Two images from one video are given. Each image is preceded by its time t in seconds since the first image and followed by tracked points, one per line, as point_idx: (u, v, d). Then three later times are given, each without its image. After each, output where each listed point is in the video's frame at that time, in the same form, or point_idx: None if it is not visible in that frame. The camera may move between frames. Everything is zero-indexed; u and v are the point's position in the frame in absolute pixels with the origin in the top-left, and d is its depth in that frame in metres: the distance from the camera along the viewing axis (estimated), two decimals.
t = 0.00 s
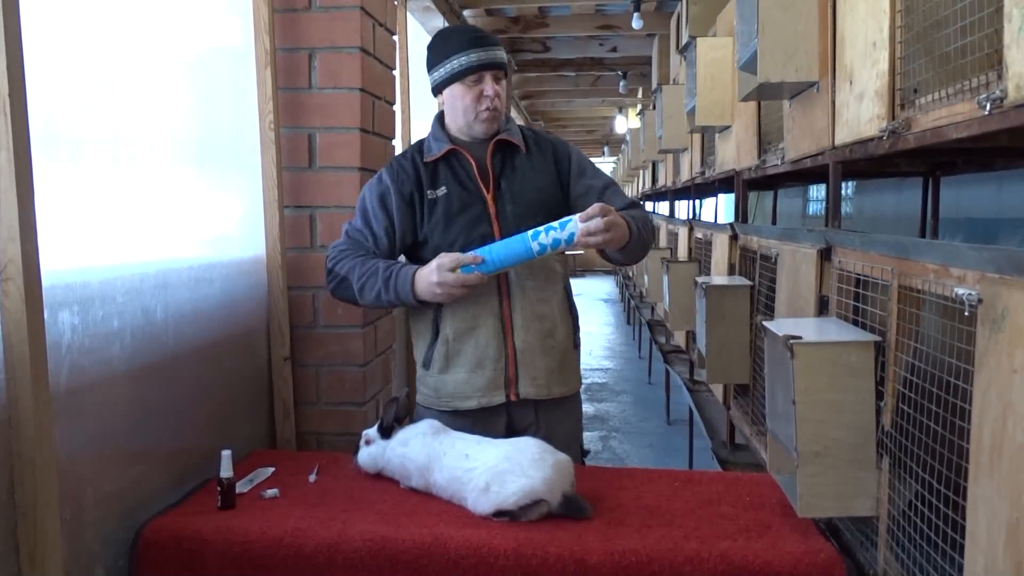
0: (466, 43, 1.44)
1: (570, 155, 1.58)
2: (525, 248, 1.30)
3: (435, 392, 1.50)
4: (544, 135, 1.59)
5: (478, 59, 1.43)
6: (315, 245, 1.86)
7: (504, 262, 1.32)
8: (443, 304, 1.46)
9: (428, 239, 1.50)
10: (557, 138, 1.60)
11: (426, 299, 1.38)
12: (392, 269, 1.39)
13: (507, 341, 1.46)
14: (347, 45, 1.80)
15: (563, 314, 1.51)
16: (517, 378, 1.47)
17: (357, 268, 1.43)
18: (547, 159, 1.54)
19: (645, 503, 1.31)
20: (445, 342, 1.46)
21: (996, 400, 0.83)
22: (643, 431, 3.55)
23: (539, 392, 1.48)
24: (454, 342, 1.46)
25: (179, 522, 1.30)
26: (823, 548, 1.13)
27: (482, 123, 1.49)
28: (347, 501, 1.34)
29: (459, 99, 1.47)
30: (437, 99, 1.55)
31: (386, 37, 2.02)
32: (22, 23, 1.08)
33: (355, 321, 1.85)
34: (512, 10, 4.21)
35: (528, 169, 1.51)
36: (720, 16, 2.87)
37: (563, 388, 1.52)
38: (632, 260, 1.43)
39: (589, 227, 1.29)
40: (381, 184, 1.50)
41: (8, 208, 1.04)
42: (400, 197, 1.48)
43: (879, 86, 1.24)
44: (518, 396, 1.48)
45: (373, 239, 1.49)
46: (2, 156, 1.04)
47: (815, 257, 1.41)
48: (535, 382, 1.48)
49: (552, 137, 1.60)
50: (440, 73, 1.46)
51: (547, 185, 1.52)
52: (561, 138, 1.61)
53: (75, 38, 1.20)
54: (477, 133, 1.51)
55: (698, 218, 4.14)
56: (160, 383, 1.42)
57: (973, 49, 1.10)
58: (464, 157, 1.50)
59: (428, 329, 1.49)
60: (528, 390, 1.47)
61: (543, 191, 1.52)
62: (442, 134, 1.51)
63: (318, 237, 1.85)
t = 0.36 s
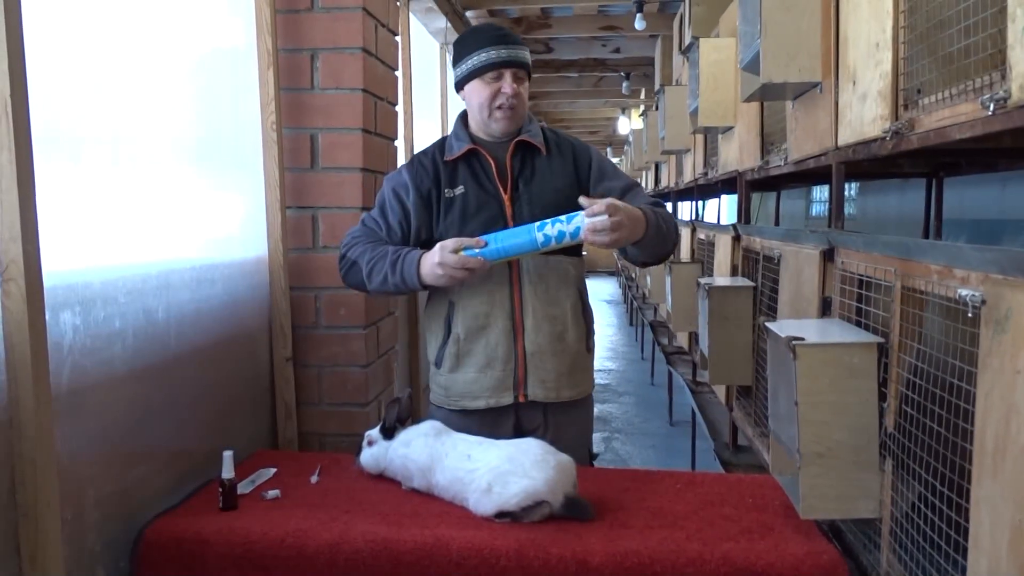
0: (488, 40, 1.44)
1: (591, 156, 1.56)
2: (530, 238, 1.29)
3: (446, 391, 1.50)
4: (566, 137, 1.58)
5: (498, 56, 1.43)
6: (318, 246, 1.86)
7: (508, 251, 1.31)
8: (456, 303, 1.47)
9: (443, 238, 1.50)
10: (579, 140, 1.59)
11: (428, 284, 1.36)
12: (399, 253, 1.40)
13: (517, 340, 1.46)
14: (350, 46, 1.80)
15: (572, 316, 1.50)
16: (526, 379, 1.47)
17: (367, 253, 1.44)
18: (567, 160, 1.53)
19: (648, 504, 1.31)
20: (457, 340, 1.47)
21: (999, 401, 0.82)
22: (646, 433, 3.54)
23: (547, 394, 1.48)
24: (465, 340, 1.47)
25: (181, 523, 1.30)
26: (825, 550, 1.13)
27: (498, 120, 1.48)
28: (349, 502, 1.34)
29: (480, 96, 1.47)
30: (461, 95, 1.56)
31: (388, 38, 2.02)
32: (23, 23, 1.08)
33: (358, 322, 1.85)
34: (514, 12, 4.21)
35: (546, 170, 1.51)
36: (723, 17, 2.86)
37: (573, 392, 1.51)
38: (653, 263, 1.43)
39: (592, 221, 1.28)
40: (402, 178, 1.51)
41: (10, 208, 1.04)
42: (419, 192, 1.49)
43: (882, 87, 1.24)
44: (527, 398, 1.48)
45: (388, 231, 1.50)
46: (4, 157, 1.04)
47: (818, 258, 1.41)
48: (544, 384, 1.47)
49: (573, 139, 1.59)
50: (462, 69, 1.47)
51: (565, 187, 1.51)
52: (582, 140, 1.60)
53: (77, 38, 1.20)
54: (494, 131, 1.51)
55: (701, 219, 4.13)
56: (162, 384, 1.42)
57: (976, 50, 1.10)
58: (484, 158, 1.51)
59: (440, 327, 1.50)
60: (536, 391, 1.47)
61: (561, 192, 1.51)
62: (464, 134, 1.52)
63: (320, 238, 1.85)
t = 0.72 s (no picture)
0: (500, 41, 1.44)
1: (593, 156, 1.56)
2: (539, 240, 1.30)
3: (444, 390, 1.50)
4: (568, 136, 1.58)
5: (510, 58, 1.44)
6: (320, 247, 1.86)
7: (517, 253, 1.31)
8: (455, 301, 1.47)
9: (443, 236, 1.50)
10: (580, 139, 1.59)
11: (439, 281, 1.38)
12: (407, 247, 1.40)
13: (517, 340, 1.46)
14: (352, 47, 1.80)
15: (573, 316, 1.50)
16: (527, 379, 1.47)
17: (371, 245, 1.43)
18: (568, 160, 1.53)
19: (650, 505, 1.31)
20: (456, 339, 1.47)
21: (1003, 402, 0.82)
22: (648, 433, 3.54)
23: (547, 394, 1.48)
24: (465, 339, 1.47)
25: (183, 524, 1.30)
26: (828, 551, 1.12)
27: (507, 121, 1.48)
28: (352, 503, 1.34)
29: (490, 96, 1.47)
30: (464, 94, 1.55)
31: (390, 38, 2.02)
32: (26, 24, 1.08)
33: (360, 323, 1.85)
34: (516, 12, 4.21)
35: (547, 171, 1.51)
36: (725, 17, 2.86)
37: (572, 392, 1.51)
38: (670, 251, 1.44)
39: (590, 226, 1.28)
40: (404, 173, 1.51)
41: (13, 210, 1.04)
42: (421, 189, 1.49)
43: (885, 87, 1.24)
44: (526, 397, 1.48)
45: (389, 225, 1.49)
46: (7, 160, 1.04)
47: (820, 258, 1.41)
48: (544, 383, 1.47)
49: (575, 138, 1.59)
50: (471, 69, 1.47)
51: (566, 187, 1.51)
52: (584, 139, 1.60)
53: (79, 39, 1.21)
54: (501, 132, 1.51)
55: (703, 219, 4.13)
56: (165, 385, 1.42)
57: (979, 50, 1.09)
58: (485, 156, 1.51)
59: (440, 326, 1.50)
60: (538, 392, 1.47)
61: (562, 192, 1.51)
62: (467, 132, 1.52)
63: (322, 239, 1.86)
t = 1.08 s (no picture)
0: (504, 43, 1.44)
1: (593, 155, 1.55)
2: (540, 237, 1.31)
3: (446, 390, 1.50)
4: (568, 136, 1.58)
5: (515, 61, 1.44)
6: (322, 247, 1.86)
7: (518, 250, 1.33)
8: (455, 301, 1.47)
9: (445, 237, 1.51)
10: (581, 138, 1.59)
11: (445, 278, 1.39)
12: (413, 247, 1.40)
13: (517, 339, 1.46)
14: (354, 48, 1.81)
15: (574, 316, 1.50)
16: (528, 379, 1.47)
17: (375, 247, 1.43)
18: (569, 159, 1.53)
19: (652, 505, 1.31)
20: (457, 340, 1.47)
21: (1006, 403, 0.82)
22: (650, 433, 3.54)
23: (549, 394, 1.48)
24: (466, 340, 1.47)
25: (186, 524, 1.30)
26: (831, 551, 1.12)
27: (509, 124, 1.49)
28: (354, 503, 1.34)
29: (493, 99, 1.47)
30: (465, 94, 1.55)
31: (392, 39, 2.02)
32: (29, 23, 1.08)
33: (362, 323, 1.86)
34: (518, 12, 4.21)
35: (547, 170, 1.51)
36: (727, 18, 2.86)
37: (573, 391, 1.51)
38: (664, 250, 1.44)
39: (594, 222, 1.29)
40: (404, 175, 1.51)
41: (16, 211, 1.05)
42: (421, 190, 1.49)
43: (888, 87, 1.24)
44: (527, 397, 1.48)
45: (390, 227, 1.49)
46: (10, 161, 1.04)
47: (822, 258, 1.41)
48: (545, 384, 1.48)
49: (576, 137, 1.59)
50: (475, 70, 1.47)
51: (566, 186, 1.51)
52: (584, 138, 1.60)
53: (82, 39, 1.21)
54: (502, 133, 1.51)
55: (705, 219, 4.13)
56: (167, 385, 1.42)
57: (982, 51, 1.09)
58: (485, 156, 1.51)
59: (441, 326, 1.50)
60: (540, 392, 1.47)
61: (562, 192, 1.51)
62: (467, 133, 1.52)
63: (324, 239, 1.86)
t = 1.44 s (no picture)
0: (483, 39, 1.45)
1: (596, 155, 1.56)
2: (546, 240, 1.33)
3: (450, 392, 1.50)
4: (571, 136, 1.58)
5: (491, 55, 1.44)
6: (324, 247, 1.86)
7: (525, 252, 1.35)
8: (460, 302, 1.47)
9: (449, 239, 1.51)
10: (584, 139, 1.59)
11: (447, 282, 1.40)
12: (415, 251, 1.40)
13: (521, 342, 1.46)
14: (356, 48, 1.81)
15: (577, 317, 1.51)
16: (531, 380, 1.47)
17: (378, 251, 1.43)
18: (572, 160, 1.53)
19: (654, 505, 1.31)
20: (461, 342, 1.47)
21: (1008, 403, 0.82)
22: (652, 433, 3.54)
23: (552, 395, 1.48)
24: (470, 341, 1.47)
25: (188, 523, 1.30)
26: (833, 552, 1.12)
27: (495, 119, 1.48)
28: (356, 503, 1.34)
29: (477, 96, 1.48)
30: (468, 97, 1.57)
31: (395, 39, 2.02)
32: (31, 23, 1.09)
33: (364, 323, 1.86)
34: (520, 12, 4.21)
35: (551, 171, 1.51)
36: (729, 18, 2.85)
37: (576, 392, 1.51)
38: (663, 255, 1.43)
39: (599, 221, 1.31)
40: (407, 177, 1.51)
41: (19, 212, 1.05)
42: (424, 193, 1.49)
43: (890, 87, 1.24)
44: (531, 399, 1.48)
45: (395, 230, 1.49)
46: (12, 161, 1.04)
47: (825, 259, 1.41)
48: (549, 386, 1.48)
49: (579, 137, 1.59)
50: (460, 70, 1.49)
51: (570, 186, 1.51)
52: (587, 138, 1.60)
53: (84, 38, 1.21)
54: (493, 131, 1.51)
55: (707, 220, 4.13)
56: (169, 385, 1.42)
57: (984, 51, 1.09)
58: (488, 157, 1.51)
59: (445, 326, 1.50)
60: (542, 393, 1.47)
61: (566, 192, 1.51)
62: (467, 133, 1.52)
63: (326, 239, 1.86)
